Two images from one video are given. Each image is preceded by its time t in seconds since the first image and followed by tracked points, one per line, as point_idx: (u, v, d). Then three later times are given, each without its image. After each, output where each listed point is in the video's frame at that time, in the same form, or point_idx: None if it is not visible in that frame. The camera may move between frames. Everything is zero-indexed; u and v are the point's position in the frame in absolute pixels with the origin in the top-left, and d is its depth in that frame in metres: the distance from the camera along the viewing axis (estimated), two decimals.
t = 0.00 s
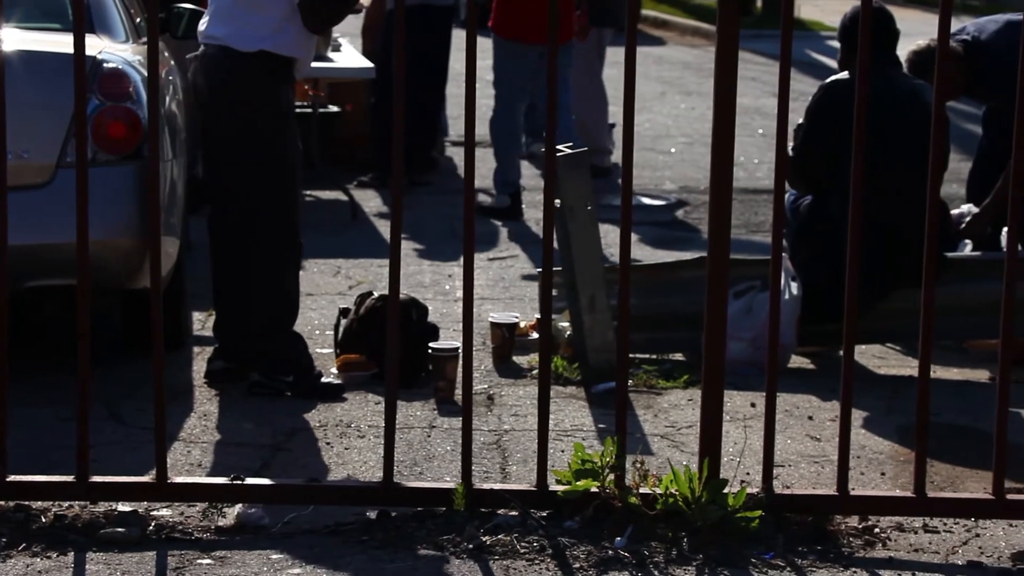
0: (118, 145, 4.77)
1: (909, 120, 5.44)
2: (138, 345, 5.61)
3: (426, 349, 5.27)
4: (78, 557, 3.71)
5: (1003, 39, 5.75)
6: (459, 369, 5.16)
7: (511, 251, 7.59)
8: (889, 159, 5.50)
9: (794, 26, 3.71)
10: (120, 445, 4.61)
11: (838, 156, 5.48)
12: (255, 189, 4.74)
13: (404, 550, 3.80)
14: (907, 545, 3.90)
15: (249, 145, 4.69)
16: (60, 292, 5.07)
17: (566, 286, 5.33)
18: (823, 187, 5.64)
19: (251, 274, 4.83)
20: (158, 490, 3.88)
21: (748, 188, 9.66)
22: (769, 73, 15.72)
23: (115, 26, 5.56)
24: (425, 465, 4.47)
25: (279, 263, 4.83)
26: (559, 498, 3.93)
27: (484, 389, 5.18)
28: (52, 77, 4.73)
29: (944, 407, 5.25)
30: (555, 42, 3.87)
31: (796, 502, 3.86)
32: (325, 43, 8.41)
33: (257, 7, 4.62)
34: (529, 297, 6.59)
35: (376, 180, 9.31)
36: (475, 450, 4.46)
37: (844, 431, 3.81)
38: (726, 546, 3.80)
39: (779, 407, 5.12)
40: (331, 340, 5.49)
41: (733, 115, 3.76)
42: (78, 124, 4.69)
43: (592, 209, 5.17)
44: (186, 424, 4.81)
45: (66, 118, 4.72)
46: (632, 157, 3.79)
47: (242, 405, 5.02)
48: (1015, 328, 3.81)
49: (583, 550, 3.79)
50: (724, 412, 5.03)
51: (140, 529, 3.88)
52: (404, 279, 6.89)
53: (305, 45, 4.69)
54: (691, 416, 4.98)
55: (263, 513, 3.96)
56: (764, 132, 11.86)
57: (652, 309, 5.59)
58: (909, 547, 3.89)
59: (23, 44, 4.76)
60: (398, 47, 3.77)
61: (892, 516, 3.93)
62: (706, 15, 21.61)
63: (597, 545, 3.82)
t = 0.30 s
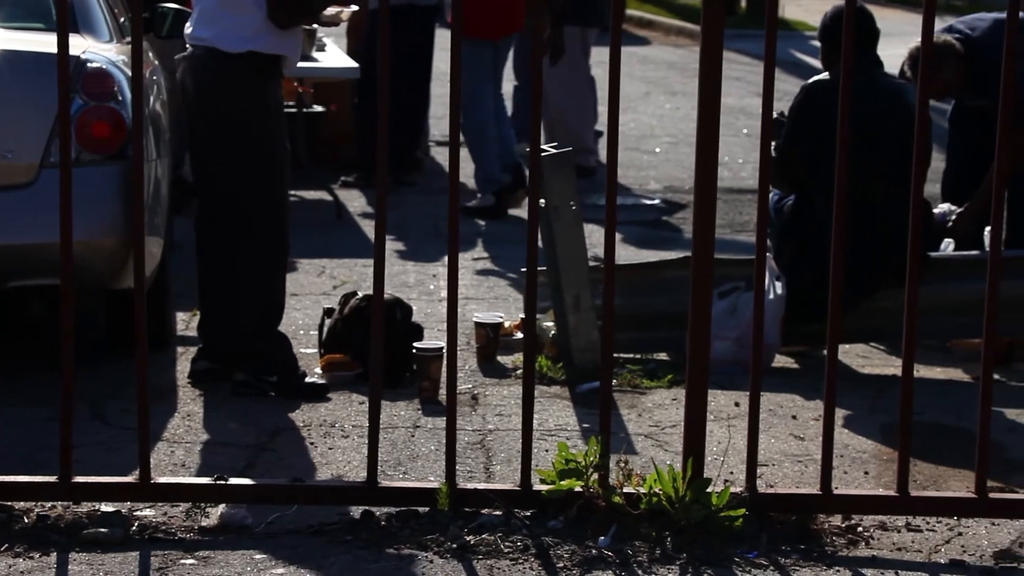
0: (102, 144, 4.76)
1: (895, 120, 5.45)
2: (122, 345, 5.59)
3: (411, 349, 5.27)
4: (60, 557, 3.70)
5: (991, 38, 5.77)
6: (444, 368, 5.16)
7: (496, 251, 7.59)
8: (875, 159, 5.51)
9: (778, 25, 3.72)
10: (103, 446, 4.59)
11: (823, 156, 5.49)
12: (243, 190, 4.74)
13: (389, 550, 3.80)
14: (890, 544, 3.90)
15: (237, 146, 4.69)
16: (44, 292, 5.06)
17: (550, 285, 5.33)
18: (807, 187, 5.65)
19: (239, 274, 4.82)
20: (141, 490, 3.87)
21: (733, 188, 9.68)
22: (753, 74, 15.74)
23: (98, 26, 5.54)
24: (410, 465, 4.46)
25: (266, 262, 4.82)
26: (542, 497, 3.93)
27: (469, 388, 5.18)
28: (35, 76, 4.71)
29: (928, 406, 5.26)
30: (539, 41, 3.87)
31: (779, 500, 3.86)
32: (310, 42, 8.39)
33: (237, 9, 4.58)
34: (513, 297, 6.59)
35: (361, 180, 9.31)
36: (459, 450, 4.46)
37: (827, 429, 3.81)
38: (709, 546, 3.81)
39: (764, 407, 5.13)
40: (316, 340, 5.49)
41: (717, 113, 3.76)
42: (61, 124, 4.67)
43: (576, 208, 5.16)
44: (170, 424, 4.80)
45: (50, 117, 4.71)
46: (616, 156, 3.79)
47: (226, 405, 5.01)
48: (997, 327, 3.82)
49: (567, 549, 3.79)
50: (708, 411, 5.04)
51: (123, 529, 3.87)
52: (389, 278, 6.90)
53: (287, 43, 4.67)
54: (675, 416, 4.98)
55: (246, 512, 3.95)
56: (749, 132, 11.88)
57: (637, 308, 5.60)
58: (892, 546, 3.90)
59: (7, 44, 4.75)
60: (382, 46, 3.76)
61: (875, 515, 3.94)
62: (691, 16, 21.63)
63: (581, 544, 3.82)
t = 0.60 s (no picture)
0: (80, 143, 4.74)
1: (873, 120, 5.46)
2: (100, 344, 5.57)
3: (390, 348, 5.26)
4: (39, 557, 3.69)
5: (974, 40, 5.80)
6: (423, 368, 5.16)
7: (474, 250, 7.58)
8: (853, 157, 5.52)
9: (757, 25, 3.72)
10: (81, 446, 4.58)
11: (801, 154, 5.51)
12: (222, 189, 4.73)
13: (368, 549, 3.79)
14: (869, 543, 3.92)
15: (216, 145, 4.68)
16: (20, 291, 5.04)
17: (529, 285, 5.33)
18: (786, 185, 5.67)
19: (218, 270, 4.82)
20: (119, 490, 3.86)
21: (710, 187, 9.69)
22: (731, 74, 15.76)
23: (75, 24, 5.52)
24: (389, 464, 4.46)
25: (245, 259, 4.81)
26: (522, 497, 3.93)
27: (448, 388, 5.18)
28: (12, 75, 4.69)
29: (905, 405, 5.28)
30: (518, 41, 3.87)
31: (758, 499, 3.88)
32: (290, 41, 8.36)
33: (212, 8, 4.53)
34: (492, 296, 6.59)
35: (340, 180, 9.29)
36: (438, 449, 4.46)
37: (806, 428, 3.82)
38: (688, 544, 3.82)
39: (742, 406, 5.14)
40: (295, 339, 5.47)
41: (696, 112, 3.76)
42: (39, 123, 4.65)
43: (554, 207, 5.16)
44: (149, 424, 4.78)
45: (27, 116, 4.68)
46: (596, 156, 3.79)
47: (204, 404, 4.99)
48: (975, 326, 3.83)
49: (547, 548, 3.80)
50: (687, 410, 5.05)
51: (102, 529, 3.85)
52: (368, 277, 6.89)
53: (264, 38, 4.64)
54: (654, 415, 4.99)
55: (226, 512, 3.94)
56: (726, 131, 11.88)
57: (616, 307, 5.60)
58: (870, 544, 3.91)
59: None
60: (361, 45, 3.75)
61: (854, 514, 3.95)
62: (670, 15, 21.64)
63: (561, 544, 3.82)
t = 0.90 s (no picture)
0: (57, 143, 4.72)
1: (851, 121, 5.48)
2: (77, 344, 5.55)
3: (367, 347, 5.26)
4: (15, 557, 3.67)
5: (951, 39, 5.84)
6: (401, 368, 5.15)
7: (453, 249, 7.58)
8: (832, 157, 5.54)
9: (734, 23, 3.73)
10: (57, 445, 4.56)
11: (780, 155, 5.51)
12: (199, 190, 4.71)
13: (345, 549, 3.78)
14: (846, 541, 3.93)
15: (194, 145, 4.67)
16: None
17: (507, 284, 5.33)
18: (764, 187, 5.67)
19: (195, 271, 4.80)
20: (96, 490, 3.85)
21: (688, 186, 9.71)
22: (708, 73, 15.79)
23: (51, 23, 5.49)
24: (368, 464, 4.45)
25: (223, 259, 4.80)
26: (499, 495, 3.93)
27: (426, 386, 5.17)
28: None
29: (882, 403, 5.30)
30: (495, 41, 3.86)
31: (735, 497, 3.88)
32: (265, 42, 8.31)
33: (185, 5, 4.50)
34: (470, 295, 6.58)
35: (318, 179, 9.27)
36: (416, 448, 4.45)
37: (783, 426, 3.83)
38: (665, 543, 3.82)
39: (720, 405, 5.15)
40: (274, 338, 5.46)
41: (673, 112, 3.77)
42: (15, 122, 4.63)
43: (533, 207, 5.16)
44: (126, 424, 4.76)
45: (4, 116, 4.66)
46: (573, 155, 3.79)
47: (182, 404, 4.98)
48: (950, 324, 3.86)
49: (525, 547, 3.80)
50: (665, 409, 5.06)
51: (77, 529, 3.84)
52: (346, 276, 6.89)
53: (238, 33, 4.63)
54: (632, 414, 4.99)
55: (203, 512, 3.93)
56: (704, 130, 11.90)
57: (594, 305, 5.61)
58: (847, 542, 3.93)
59: None
60: (338, 47, 3.75)
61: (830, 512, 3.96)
62: (648, 14, 21.66)
63: (539, 542, 3.82)
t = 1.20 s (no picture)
0: (29, 141, 4.69)
1: (825, 121, 5.50)
2: (49, 344, 5.52)
3: (341, 347, 5.25)
4: None
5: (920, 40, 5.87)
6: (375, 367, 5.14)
7: (427, 248, 7.58)
8: (804, 156, 5.55)
9: (707, 22, 3.74)
10: (28, 446, 4.53)
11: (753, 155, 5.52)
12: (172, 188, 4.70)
13: (318, 549, 3.78)
14: (818, 539, 3.95)
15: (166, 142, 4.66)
16: None
17: (481, 284, 5.32)
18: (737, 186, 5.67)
19: (168, 269, 4.78)
20: (67, 491, 3.83)
21: (663, 185, 9.73)
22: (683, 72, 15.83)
23: (23, 21, 5.47)
24: (341, 463, 4.45)
25: (195, 257, 4.78)
26: (473, 495, 3.93)
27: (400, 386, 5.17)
28: None
29: (854, 402, 5.32)
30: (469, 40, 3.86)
31: (708, 496, 3.90)
32: (239, 40, 8.30)
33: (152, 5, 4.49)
34: (443, 294, 6.58)
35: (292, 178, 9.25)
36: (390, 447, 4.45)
37: (756, 425, 3.85)
38: (639, 542, 3.83)
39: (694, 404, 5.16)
40: (247, 338, 5.45)
41: (647, 113, 3.78)
42: None
43: (507, 206, 5.16)
44: (98, 424, 4.74)
45: None
46: (547, 155, 3.79)
47: (155, 404, 4.96)
48: (923, 324, 3.86)
49: (498, 546, 3.80)
50: (638, 408, 5.06)
51: (49, 530, 3.82)
52: (319, 275, 6.88)
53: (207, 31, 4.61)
54: (606, 413, 5.00)
55: (175, 512, 3.92)
56: (678, 128, 11.93)
57: (568, 304, 5.62)
58: (820, 540, 3.94)
59: None
60: (311, 47, 3.74)
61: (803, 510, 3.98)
62: (622, 13, 21.70)
63: (512, 542, 3.83)
